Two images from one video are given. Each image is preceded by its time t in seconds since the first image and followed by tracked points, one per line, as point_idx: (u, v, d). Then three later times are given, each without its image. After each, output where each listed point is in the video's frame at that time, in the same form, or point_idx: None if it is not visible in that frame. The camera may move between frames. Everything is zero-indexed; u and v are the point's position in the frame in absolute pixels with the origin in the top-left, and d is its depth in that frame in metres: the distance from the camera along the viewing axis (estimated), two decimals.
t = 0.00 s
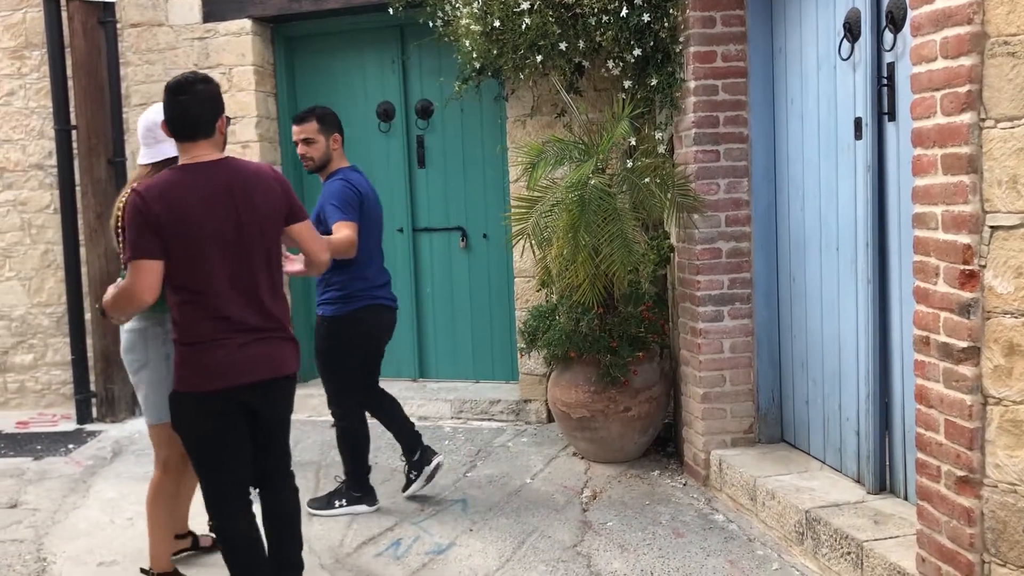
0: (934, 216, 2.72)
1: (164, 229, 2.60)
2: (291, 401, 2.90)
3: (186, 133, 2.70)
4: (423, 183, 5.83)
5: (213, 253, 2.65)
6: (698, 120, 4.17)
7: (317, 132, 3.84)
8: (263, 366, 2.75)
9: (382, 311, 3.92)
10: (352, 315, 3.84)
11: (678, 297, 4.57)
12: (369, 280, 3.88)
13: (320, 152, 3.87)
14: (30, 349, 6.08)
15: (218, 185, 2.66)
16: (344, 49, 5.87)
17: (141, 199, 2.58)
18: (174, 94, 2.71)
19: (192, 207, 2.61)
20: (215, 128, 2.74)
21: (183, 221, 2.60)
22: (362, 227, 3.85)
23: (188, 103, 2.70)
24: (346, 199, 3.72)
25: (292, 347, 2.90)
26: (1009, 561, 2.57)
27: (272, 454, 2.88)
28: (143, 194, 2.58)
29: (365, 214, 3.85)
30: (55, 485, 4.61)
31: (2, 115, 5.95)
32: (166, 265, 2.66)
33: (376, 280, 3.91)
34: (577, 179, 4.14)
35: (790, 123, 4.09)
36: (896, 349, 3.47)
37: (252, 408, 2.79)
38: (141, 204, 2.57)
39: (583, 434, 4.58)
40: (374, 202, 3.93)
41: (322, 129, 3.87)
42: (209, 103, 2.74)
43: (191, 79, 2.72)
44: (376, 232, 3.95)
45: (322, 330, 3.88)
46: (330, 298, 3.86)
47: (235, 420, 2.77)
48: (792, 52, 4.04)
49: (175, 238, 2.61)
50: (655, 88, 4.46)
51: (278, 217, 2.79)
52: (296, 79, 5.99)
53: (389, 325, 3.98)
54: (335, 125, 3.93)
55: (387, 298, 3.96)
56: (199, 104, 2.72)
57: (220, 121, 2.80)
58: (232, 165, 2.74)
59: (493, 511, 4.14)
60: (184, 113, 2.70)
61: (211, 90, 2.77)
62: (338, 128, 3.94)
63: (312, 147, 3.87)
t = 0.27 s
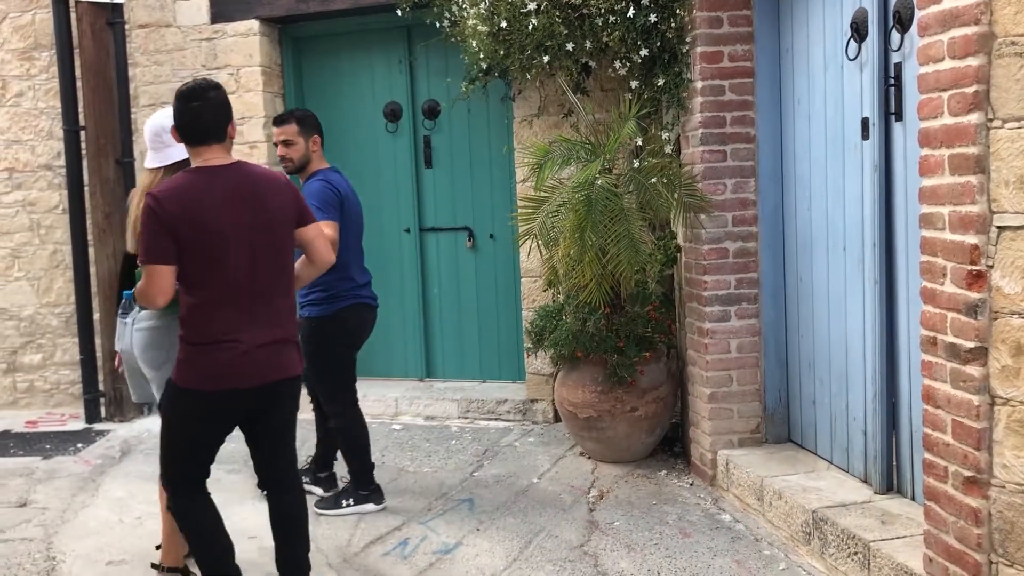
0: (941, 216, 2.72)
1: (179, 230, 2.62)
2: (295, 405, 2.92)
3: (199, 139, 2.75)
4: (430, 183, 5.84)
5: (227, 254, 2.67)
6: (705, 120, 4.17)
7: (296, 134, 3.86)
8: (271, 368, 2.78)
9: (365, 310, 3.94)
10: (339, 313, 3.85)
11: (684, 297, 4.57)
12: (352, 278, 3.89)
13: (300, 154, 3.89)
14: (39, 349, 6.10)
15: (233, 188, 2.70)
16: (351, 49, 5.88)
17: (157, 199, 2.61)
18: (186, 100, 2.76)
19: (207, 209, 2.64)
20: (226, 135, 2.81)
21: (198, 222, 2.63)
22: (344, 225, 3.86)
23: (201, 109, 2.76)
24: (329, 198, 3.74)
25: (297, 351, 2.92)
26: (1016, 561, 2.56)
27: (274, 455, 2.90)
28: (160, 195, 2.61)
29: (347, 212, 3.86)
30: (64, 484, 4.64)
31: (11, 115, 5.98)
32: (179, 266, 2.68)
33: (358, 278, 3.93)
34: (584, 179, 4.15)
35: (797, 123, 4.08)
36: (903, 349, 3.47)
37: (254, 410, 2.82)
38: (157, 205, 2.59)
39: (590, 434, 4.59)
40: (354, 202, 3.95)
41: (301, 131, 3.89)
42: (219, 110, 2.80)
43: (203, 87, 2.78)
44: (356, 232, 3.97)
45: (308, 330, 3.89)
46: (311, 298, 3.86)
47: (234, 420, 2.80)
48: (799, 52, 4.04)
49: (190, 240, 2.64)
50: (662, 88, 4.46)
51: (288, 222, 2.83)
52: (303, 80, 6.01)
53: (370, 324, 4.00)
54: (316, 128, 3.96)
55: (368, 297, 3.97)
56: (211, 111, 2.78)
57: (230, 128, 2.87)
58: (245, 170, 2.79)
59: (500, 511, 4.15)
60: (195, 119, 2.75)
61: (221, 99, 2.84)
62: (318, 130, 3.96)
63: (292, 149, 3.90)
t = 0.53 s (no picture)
0: (947, 216, 2.72)
1: (148, 234, 2.71)
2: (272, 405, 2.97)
3: (169, 144, 2.83)
4: (436, 184, 5.85)
5: (195, 256, 2.76)
6: (711, 120, 4.18)
7: (277, 138, 3.88)
8: (240, 367, 2.86)
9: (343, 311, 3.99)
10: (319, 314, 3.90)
11: (690, 297, 4.57)
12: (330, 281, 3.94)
13: (280, 158, 3.91)
14: (46, 349, 6.13)
15: (202, 192, 2.79)
16: (357, 50, 5.90)
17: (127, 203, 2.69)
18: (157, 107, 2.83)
19: (176, 211, 2.73)
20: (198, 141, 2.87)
21: (166, 226, 2.72)
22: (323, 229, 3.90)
23: (173, 115, 2.83)
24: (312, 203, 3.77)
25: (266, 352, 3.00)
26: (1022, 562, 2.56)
27: (252, 456, 2.93)
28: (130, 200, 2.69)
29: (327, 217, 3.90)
30: (70, 483, 4.65)
31: (20, 116, 6.01)
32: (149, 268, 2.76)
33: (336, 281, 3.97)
34: (589, 180, 4.16)
35: (803, 124, 4.08)
36: (908, 350, 3.46)
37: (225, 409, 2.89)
38: (126, 209, 2.68)
39: (595, 434, 4.59)
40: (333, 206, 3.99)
41: (282, 135, 3.90)
42: (190, 117, 2.87)
43: (173, 93, 2.85)
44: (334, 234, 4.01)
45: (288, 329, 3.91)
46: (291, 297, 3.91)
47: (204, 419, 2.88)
48: (805, 53, 4.04)
49: (159, 243, 2.72)
50: (667, 89, 4.46)
51: (257, 226, 2.92)
52: (310, 81, 6.02)
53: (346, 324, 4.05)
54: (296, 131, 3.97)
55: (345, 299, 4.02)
56: (183, 117, 2.85)
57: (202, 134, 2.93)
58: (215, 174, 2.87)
59: (504, 511, 4.15)
60: (166, 125, 2.82)
61: (192, 105, 2.92)
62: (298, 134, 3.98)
63: (272, 153, 3.91)
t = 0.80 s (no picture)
0: (952, 216, 2.72)
1: (93, 230, 2.72)
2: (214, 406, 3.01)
3: (115, 145, 2.86)
4: (441, 183, 5.85)
5: (140, 254, 2.79)
6: (717, 119, 4.17)
7: (250, 137, 3.92)
8: (183, 366, 2.88)
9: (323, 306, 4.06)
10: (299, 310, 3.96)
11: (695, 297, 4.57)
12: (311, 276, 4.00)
13: (254, 156, 3.95)
14: (53, 347, 6.15)
15: (147, 191, 2.82)
16: (362, 49, 5.90)
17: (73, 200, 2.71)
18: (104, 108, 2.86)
19: (122, 209, 2.76)
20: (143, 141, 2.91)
21: (112, 223, 2.74)
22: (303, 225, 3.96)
23: (119, 114, 2.86)
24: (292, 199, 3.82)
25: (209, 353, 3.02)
26: None
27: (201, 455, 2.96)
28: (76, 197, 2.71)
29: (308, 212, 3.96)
30: (76, 481, 4.67)
31: (27, 114, 6.03)
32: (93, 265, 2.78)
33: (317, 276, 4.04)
34: (594, 178, 4.15)
35: (809, 123, 4.08)
36: (914, 349, 3.45)
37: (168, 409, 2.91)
38: (71, 206, 2.70)
39: (600, 433, 4.59)
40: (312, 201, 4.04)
41: (257, 135, 3.95)
42: (136, 116, 2.91)
43: (119, 95, 2.89)
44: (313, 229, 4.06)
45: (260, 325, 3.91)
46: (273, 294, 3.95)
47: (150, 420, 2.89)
48: (810, 52, 4.03)
49: (105, 240, 2.74)
50: (673, 88, 4.45)
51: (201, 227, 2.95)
52: (315, 80, 6.03)
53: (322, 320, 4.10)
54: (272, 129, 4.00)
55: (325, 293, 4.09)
56: (129, 116, 2.88)
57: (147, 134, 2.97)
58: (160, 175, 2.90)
59: (509, 509, 4.15)
60: (111, 124, 2.85)
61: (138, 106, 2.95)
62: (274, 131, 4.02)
63: (246, 151, 3.95)
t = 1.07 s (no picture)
0: (960, 212, 2.70)
1: (57, 227, 2.81)
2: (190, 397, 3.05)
3: (81, 144, 2.91)
4: (449, 180, 5.85)
5: (104, 249, 2.86)
6: (725, 116, 4.16)
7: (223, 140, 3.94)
8: (148, 358, 2.94)
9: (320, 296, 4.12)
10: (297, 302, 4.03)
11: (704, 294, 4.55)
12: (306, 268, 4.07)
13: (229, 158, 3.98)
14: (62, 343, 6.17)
15: (111, 187, 2.89)
16: (370, 47, 5.90)
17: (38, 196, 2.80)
18: (70, 107, 2.91)
19: (86, 206, 2.83)
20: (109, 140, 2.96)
21: (75, 219, 2.82)
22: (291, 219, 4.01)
23: (84, 115, 2.90)
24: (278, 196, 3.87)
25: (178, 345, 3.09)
26: None
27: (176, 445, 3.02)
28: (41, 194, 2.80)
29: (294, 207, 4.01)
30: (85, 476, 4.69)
31: (36, 112, 6.05)
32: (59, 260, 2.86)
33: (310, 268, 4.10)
34: (602, 175, 4.14)
35: (817, 120, 4.06)
36: (922, 347, 3.44)
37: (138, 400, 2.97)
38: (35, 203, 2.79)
39: (607, 431, 4.58)
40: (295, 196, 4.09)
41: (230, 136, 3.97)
42: (103, 115, 2.94)
43: (85, 94, 2.93)
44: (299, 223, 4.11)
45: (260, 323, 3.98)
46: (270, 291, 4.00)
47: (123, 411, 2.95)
48: (818, 49, 4.01)
49: (69, 236, 2.83)
50: (681, 84, 4.43)
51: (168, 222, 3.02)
52: (323, 77, 6.04)
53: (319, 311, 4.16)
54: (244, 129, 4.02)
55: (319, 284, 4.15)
56: (93, 117, 2.91)
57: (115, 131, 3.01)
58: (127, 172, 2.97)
59: (516, 507, 4.15)
60: (75, 126, 2.88)
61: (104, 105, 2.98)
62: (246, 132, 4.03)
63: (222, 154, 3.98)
